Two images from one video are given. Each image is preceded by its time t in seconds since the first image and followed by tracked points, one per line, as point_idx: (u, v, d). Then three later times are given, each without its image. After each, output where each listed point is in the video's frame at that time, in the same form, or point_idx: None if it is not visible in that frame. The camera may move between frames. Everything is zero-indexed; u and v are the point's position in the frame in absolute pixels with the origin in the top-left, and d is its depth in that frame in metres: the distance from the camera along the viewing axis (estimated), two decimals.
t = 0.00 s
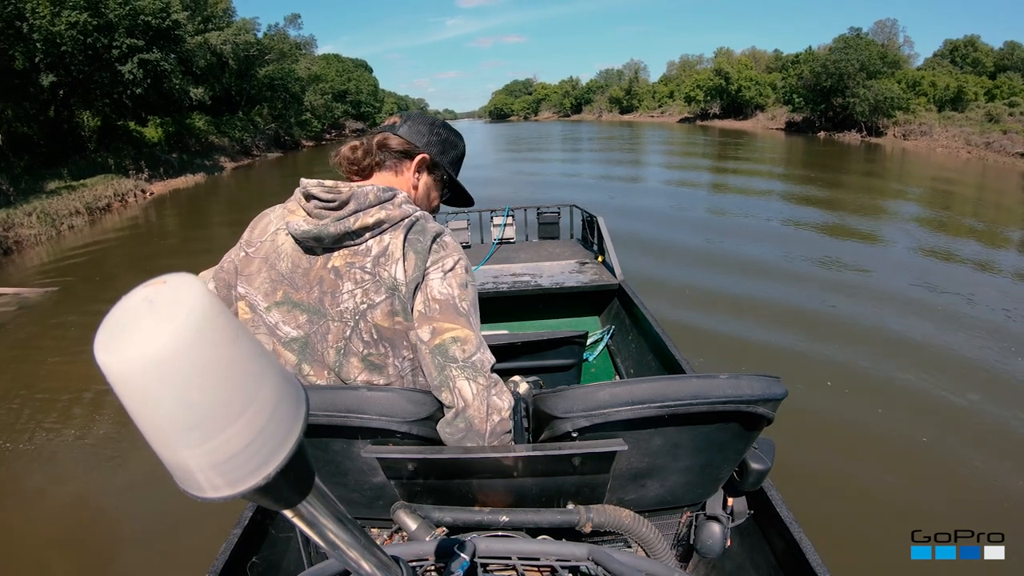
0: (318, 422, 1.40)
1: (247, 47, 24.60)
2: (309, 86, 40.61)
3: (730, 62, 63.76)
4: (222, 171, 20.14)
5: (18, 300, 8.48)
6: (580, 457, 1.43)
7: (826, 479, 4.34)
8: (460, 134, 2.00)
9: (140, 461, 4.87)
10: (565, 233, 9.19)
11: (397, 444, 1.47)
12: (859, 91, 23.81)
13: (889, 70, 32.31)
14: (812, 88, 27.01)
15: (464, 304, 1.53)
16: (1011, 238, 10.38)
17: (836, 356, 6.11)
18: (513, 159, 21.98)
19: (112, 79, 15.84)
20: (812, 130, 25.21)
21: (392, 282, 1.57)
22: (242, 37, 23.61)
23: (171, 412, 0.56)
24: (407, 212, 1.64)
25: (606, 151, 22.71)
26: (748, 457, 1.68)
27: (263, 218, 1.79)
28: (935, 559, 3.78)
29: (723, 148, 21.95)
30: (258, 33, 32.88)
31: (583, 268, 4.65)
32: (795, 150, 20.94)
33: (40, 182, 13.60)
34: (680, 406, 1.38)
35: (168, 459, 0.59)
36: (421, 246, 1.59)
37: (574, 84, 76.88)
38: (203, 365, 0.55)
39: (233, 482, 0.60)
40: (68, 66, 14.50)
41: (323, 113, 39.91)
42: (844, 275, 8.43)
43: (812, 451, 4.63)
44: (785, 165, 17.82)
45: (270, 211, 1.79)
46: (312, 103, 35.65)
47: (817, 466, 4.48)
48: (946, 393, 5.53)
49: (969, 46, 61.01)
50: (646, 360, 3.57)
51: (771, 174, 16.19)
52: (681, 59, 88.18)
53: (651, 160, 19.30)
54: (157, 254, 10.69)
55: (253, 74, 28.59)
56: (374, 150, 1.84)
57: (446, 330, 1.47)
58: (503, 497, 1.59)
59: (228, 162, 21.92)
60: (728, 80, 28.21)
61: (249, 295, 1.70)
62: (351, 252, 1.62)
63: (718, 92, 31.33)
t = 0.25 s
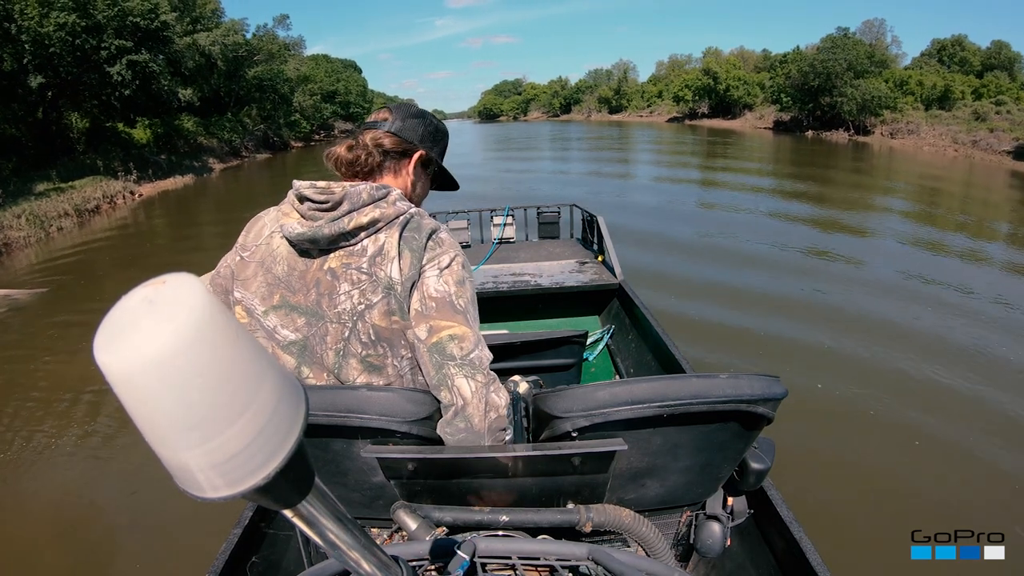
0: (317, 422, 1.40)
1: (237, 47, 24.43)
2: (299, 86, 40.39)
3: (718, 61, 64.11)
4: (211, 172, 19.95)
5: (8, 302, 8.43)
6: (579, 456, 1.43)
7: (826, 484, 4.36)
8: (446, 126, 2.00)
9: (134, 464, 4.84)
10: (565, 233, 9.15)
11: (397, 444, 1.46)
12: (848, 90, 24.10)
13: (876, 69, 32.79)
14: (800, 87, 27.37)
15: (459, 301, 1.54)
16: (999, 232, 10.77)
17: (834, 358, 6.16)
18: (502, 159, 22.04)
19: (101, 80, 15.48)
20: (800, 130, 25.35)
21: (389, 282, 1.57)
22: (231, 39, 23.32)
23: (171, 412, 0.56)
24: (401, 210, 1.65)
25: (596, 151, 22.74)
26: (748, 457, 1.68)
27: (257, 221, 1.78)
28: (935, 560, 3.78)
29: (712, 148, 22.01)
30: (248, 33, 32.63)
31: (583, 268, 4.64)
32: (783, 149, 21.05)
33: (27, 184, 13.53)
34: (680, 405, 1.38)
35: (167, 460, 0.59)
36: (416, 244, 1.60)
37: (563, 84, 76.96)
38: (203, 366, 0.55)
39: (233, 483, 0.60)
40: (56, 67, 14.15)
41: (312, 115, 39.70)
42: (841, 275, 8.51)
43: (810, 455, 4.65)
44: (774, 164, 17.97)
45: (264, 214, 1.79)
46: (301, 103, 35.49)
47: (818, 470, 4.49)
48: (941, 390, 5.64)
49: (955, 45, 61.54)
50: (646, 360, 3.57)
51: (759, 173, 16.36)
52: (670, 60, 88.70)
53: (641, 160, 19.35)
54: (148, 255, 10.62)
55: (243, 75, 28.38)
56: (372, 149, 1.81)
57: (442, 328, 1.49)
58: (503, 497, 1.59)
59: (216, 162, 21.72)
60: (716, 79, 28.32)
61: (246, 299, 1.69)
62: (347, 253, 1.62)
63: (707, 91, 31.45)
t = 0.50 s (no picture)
0: (317, 422, 1.40)
1: (226, 50, 24.17)
2: (289, 88, 40.15)
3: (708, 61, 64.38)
4: (201, 176, 19.70)
5: None
6: (580, 457, 1.42)
7: (829, 485, 4.32)
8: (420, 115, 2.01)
9: (129, 468, 4.80)
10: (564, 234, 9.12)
11: (397, 444, 1.46)
12: (837, 88, 24.23)
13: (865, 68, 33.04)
14: (790, 86, 27.58)
15: (460, 301, 1.56)
16: (989, 225, 10.98)
17: (836, 355, 6.13)
18: (492, 159, 22.08)
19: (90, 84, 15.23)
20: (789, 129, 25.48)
21: (385, 282, 1.58)
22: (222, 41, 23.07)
23: (170, 412, 0.56)
24: (396, 210, 1.65)
25: (586, 151, 22.75)
26: (748, 457, 1.68)
27: (251, 227, 1.79)
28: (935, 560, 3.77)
29: (702, 147, 22.04)
30: (237, 35, 32.38)
31: (583, 268, 4.64)
32: (771, 148, 21.14)
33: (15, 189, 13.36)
34: (681, 406, 1.38)
35: (165, 460, 0.59)
36: (413, 243, 1.61)
37: (553, 84, 76.89)
38: (203, 367, 0.55)
39: (231, 483, 0.60)
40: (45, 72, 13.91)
41: (302, 118, 39.39)
42: (841, 272, 8.50)
43: (810, 455, 4.61)
44: (763, 162, 18.07)
45: (257, 219, 1.79)
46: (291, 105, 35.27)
47: (821, 471, 4.46)
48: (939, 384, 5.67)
49: (943, 42, 61.94)
50: (646, 361, 3.57)
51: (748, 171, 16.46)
52: (661, 59, 88.88)
53: (632, 159, 19.39)
54: (139, 259, 10.53)
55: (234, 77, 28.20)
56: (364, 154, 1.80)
57: (445, 329, 1.50)
58: (502, 498, 1.59)
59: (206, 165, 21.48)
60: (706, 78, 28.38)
61: (240, 304, 1.68)
62: (342, 255, 1.62)
63: (697, 90, 31.55)
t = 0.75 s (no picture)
0: (317, 422, 1.40)
1: (215, 52, 23.95)
2: (279, 90, 39.96)
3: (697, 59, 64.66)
4: (191, 179, 19.47)
5: None
6: (580, 457, 1.42)
7: (831, 484, 4.28)
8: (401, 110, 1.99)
9: (122, 472, 4.76)
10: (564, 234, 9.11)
11: (397, 444, 1.46)
12: (826, 86, 24.36)
13: (853, 66, 33.33)
14: (777, 84, 27.80)
15: (465, 299, 1.58)
16: (977, 217, 11.22)
17: (835, 352, 6.10)
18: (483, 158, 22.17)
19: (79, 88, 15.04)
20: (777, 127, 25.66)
21: (392, 280, 1.58)
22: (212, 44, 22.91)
23: (170, 412, 0.56)
24: (400, 209, 1.66)
25: (576, 151, 22.79)
26: (748, 457, 1.68)
27: (253, 227, 1.78)
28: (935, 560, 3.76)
29: (693, 146, 22.09)
30: (225, 37, 32.02)
31: (583, 268, 4.64)
32: (760, 146, 21.26)
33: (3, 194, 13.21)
34: (682, 406, 1.38)
35: (166, 459, 0.59)
36: (418, 242, 1.62)
37: (543, 85, 76.86)
38: (203, 366, 0.55)
39: (233, 483, 0.60)
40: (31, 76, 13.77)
41: (292, 121, 39.03)
42: (839, 269, 8.49)
43: (811, 454, 4.58)
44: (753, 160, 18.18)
45: (259, 220, 1.78)
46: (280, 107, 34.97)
47: (824, 469, 4.43)
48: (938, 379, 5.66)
49: (929, 41, 62.32)
50: (646, 361, 3.57)
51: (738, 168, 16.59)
52: (650, 59, 89.22)
53: (622, 159, 19.44)
54: (129, 262, 10.45)
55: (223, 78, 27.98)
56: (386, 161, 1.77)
57: (451, 327, 1.51)
58: (505, 498, 1.59)
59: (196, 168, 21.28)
60: (695, 77, 28.52)
61: (243, 305, 1.66)
62: (348, 254, 1.62)
63: (685, 89, 31.72)
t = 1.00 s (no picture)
0: (318, 422, 1.40)
1: (205, 54, 23.75)
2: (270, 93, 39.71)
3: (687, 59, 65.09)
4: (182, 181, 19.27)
5: None
6: (580, 456, 1.42)
7: (831, 486, 4.26)
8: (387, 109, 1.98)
9: (117, 475, 4.71)
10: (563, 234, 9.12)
11: (397, 444, 1.46)
12: (815, 85, 24.56)
13: (841, 65, 33.67)
14: (767, 84, 27.98)
15: (467, 294, 1.60)
16: (968, 214, 11.49)
17: (833, 355, 6.09)
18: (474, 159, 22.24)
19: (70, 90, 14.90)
20: (766, 127, 25.85)
21: (397, 278, 1.59)
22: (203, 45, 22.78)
23: (170, 412, 0.56)
24: (400, 206, 1.67)
25: (566, 151, 22.82)
26: (747, 457, 1.68)
27: (249, 232, 1.76)
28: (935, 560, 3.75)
29: (683, 145, 22.15)
30: (214, 40, 31.68)
31: (583, 268, 4.64)
32: (750, 145, 21.37)
33: None
34: (682, 405, 1.39)
35: (167, 461, 0.59)
36: (420, 239, 1.63)
37: (532, 85, 76.72)
38: (203, 366, 0.55)
39: (234, 483, 0.60)
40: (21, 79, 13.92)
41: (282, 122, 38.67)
42: (836, 270, 8.50)
43: (810, 456, 4.55)
44: (742, 159, 18.27)
45: (254, 225, 1.77)
46: (271, 109, 34.70)
47: (824, 472, 4.41)
48: (935, 380, 5.68)
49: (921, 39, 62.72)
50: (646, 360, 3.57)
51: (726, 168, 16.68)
52: (640, 58, 89.63)
53: (612, 158, 19.49)
54: (121, 265, 10.38)
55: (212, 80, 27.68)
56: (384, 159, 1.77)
57: (454, 322, 1.52)
58: (505, 498, 1.59)
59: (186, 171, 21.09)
60: (685, 78, 28.71)
61: (244, 311, 1.65)
62: (352, 254, 1.62)
63: (675, 89, 31.98)
